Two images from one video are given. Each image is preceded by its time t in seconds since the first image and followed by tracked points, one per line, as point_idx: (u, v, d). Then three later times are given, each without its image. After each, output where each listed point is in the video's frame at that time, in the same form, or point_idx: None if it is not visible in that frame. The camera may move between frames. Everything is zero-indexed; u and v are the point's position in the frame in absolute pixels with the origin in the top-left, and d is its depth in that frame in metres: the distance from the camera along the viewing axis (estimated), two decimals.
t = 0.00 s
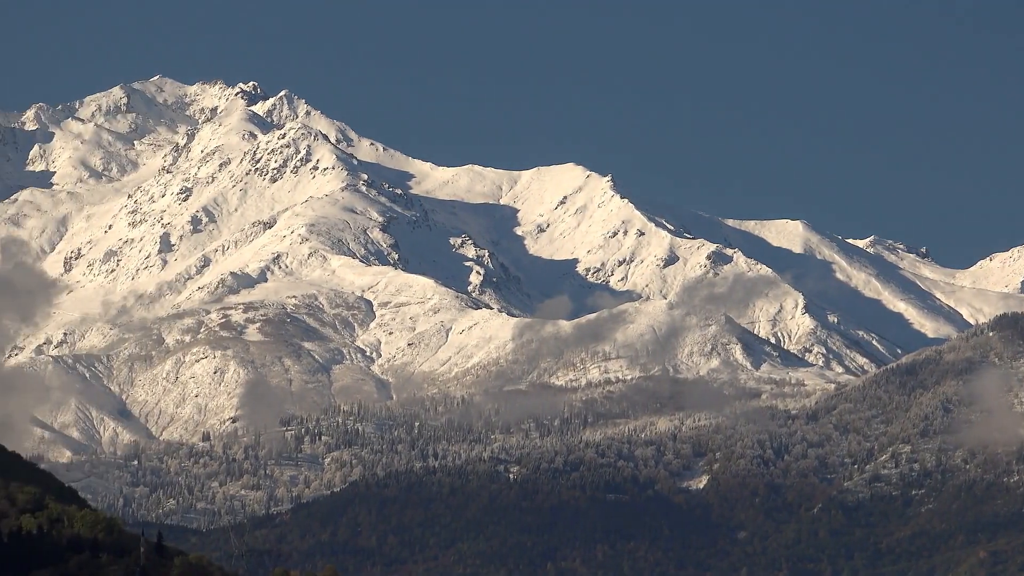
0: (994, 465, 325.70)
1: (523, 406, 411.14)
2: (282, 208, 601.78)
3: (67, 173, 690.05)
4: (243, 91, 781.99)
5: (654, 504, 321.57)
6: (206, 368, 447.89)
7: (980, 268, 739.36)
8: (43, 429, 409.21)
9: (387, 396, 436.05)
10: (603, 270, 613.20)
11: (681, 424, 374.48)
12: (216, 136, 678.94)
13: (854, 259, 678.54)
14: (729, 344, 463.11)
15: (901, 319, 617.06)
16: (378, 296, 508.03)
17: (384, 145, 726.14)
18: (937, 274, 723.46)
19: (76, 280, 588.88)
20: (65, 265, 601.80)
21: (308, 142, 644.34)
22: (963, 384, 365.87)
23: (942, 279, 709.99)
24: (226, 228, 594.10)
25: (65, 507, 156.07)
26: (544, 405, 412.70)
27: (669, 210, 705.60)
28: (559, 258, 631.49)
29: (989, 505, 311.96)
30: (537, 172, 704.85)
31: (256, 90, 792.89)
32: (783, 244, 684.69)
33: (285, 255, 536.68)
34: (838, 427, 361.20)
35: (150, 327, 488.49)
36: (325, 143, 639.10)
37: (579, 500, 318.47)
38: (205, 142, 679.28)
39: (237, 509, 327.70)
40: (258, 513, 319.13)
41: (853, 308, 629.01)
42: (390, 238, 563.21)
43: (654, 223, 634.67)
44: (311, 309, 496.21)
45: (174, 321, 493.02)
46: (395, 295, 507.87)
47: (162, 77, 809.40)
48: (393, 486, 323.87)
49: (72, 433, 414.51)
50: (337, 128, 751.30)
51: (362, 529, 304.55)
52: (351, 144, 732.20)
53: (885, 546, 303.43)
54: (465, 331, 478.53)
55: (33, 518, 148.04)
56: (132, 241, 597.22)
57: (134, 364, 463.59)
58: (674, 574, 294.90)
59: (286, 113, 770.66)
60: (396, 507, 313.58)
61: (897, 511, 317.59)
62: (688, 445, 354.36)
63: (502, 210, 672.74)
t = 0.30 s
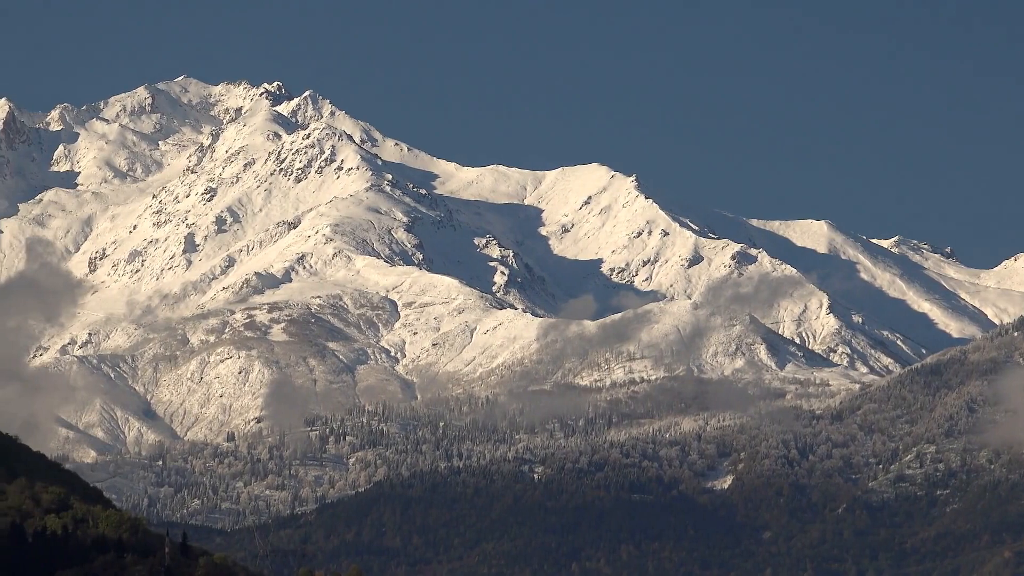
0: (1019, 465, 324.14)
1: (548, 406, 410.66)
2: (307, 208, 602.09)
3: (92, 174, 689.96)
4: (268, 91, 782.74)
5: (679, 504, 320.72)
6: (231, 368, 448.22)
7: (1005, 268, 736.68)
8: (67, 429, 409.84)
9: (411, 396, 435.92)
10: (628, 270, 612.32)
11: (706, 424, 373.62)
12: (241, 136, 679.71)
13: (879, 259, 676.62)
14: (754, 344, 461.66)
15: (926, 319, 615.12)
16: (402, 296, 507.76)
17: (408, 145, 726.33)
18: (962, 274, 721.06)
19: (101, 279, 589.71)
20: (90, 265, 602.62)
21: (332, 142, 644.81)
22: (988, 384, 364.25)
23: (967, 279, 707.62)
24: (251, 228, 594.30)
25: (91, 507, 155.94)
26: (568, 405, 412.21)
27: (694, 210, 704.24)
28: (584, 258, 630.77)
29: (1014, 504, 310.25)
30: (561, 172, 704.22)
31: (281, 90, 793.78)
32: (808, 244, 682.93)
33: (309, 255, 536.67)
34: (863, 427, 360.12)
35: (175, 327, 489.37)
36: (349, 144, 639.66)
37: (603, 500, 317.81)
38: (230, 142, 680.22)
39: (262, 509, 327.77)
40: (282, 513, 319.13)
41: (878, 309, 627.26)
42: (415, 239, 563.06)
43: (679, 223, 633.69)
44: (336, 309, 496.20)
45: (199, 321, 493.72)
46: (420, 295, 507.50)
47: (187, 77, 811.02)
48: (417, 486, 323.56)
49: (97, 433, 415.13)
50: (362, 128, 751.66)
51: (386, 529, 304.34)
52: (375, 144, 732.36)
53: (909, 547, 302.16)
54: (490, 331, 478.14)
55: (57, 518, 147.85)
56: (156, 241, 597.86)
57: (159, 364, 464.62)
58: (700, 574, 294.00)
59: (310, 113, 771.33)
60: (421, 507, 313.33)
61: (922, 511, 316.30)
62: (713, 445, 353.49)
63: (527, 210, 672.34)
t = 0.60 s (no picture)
0: None
1: (572, 406, 410.06)
2: (332, 208, 602.28)
3: (117, 174, 690.99)
4: (293, 91, 783.45)
5: (703, 504, 319.82)
6: (256, 368, 448.30)
7: None
8: (92, 429, 410.44)
9: (436, 396, 435.65)
10: (652, 270, 611.27)
11: (730, 424, 372.67)
12: (266, 136, 680.33)
13: (904, 259, 674.68)
14: (778, 344, 460.25)
15: (951, 319, 613.14)
16: (427, 296, 507.45)
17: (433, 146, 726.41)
18: (988, 274, 718.51)
19: (126, 279, 590.30)
20: (115, 266, 603.37)
21: (357, 142, 645.10)
22: (1014, 384, 362.72)
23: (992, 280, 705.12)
24: (276, 228, 594.48)
25: (116, 508, 155.87)
26: (592, 406, 411.71)
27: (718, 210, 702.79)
28: (608, 258, 629.83)
29: None
30: (586, 172, 703.44)
31: (305, 91, 794.46)
32: (833, 244, 681.10)
33: (334, 255, 536.53)
34: (888, 427, 359.01)
35: (200, 327, 490.05)
36: (374, 144, 639.96)
37: (627, 500, 317.23)
38: (255, 142, 680.96)
39: (287, 509, 327.71)
40: (307, 514, 319.02)
41: (903, 309, 625.41)
42: (439, 239, 562.75)
43: (703, 224, 632.43)
44: (360, 309, 495.92)
45: (224, 321, 494.20)
46: (445, 295, 507.07)
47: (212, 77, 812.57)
48: (442, 486, 323.26)
49: (122, 434, 415.67)
50: (386, 128, 751.98)
51: (411, 529, 304.12)
52: (400, 144, 732.51)
53: (934, 547, 300.94)
54: (515, 331, 477.73)
55: (82, 518, 147.68)
56: (182, 241, 598.41)
57: (184, 365, 465.31)
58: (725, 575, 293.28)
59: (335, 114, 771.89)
60: (446, 507, 312.97)
61: (947, 511, 315.05)
62: (738, 445, 352.49)
63: (552, 210, 671.66)
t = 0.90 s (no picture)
0: None
1: (597, 406, 409.63)
2: (356, 208, 602.50)
3: (142, 174, 692.39)
4: (317, 92, 784.36)
5: (728, 504, 318.93)
6: (280, 368, 448.52)
7: None
8: (117, 429, 411.38)
9: (460, 396, 435.32)
10: (677, 270, 610.25)
11: (756, 424, 371.78)
12: (291, 136, 681.03)
13: (928, 259, 672.93)
14: (803, 344, 459.07)
15: (976, 320, 611.40)
16: (451, 296, 507.13)
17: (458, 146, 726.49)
18: (1013, 274, 716.17)
19: (151, 280, 591.14)
20: (140, 266, 604.70)
21: (382, 143, 645.32)
22: None
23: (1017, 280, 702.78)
24: (300, 229, 594.95)
25: (141, 508, 155.94)
26: (616, 406, 411.36)
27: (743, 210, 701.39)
28: (633, 258, 628.89)
29: None
30: (611, 172, 702.68)
31: (330, 91, 795.14)
32: (857, 244, 679.43)
33: (359, 256, 536.39)
34: (912, 428, 358.04)
35: (225, 327, 490.71)
36: (399, 144, 640.24)
37: (651, 500, 316.78)
38: (279, 143, 681.71)
39: (312, 509, 327.80)
40: (332, 514, 319.14)
41: (927, 309, 623.72)
42: (464, 239, 562.63)
43: (728, 224, 631.22)
44: (385, 309, 495.66)
45: (249, 321, 494.82)
46: (469, 295, 506.84)
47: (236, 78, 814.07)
48: (466, 486, 323.14)
49: (147, 434, 416.41)
50: (411, 128, 752.38)
51: (435, 529, 303.89)
52: (425, 144, 732.74)
53: (958, 547, 299.87)
54: (539, 331, 477.43)
55: (107, 518, 147.93)
56: (206, 241, 599.04)
57: (209, 365, 465.92)
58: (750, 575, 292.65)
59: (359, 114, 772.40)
60: (471, 507, 312.75)
61: (971, 511, 314.02)
62: (762, 445, 351.54)
63: (576, 211, 670.94)
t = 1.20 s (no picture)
0: None
1: (620, 406, 409.28)
2: (380, 209, 602.79)
3: (166, 174, 693.32)
4: (341, 92, 784.79)
5: (752, 505, 318.10)
6: (304, 368, 448.77)
7: None
8: (141, 430, 411.94)
9: (484, 396, 435.19)
10: (701, 270, 609.35)
11: (780, 424, 371.11)
12: (315, 137, 681.62)
13: (953, 259, 671.12)
14: (827, 344, 457.87)
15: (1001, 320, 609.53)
16: (476, 297, 506.91)
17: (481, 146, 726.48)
18: None
19: (175, 280, 591.92)
20: (164, 266, 605.62)
21: (406, 143, 645.61)
22: None
23: None
24: (325, 228, 595.20)
25: (165, 508, 155.98)
26: (640, 406, 410.93)
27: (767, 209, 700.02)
28: (657, 258, 628.06)
29: None
30: (635, 172, 701.97)
31: (353, 91, 795.75)
32: (881, 244, 677.86)
33: (383, 256, 536.38)
34: (936, 428, 357.04)
35: (249, 327, 491.24)
36: (423, 144, 640.49)
37: (675, 500, 316.25)
38: (304, 143, 682.36)
39: (336, 509, 327.81)
40: (356, 514, 319.14)
41: (952, 308, 622.00)
42: (488, 239, 562.52)
43: (752, 224, 630.19)
44: (409, 310, 495.58)
45: (274, 321, 495.25)
46: (494, 295, 506.24)
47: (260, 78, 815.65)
48: (490, 486, 322.92)
49: (171, 434, 416.81)
50: (435, 128, 752.63)
51: (459, 530, 303.63)
52: (449, 144, 732.92)
53: (983, 547, 298.66)
54: (564, 331, 477.11)
55: (131, 518, 147.84)
56: (230, 241, 599.65)
57: (233, 365, 466.38)
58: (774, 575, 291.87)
59: (383, 114, 772.76)
60: (495, 507, 312.47)
61: (995, 511, 312.70)
62: (787, 445, 350.64)
63: (600, 211, 670.33)
